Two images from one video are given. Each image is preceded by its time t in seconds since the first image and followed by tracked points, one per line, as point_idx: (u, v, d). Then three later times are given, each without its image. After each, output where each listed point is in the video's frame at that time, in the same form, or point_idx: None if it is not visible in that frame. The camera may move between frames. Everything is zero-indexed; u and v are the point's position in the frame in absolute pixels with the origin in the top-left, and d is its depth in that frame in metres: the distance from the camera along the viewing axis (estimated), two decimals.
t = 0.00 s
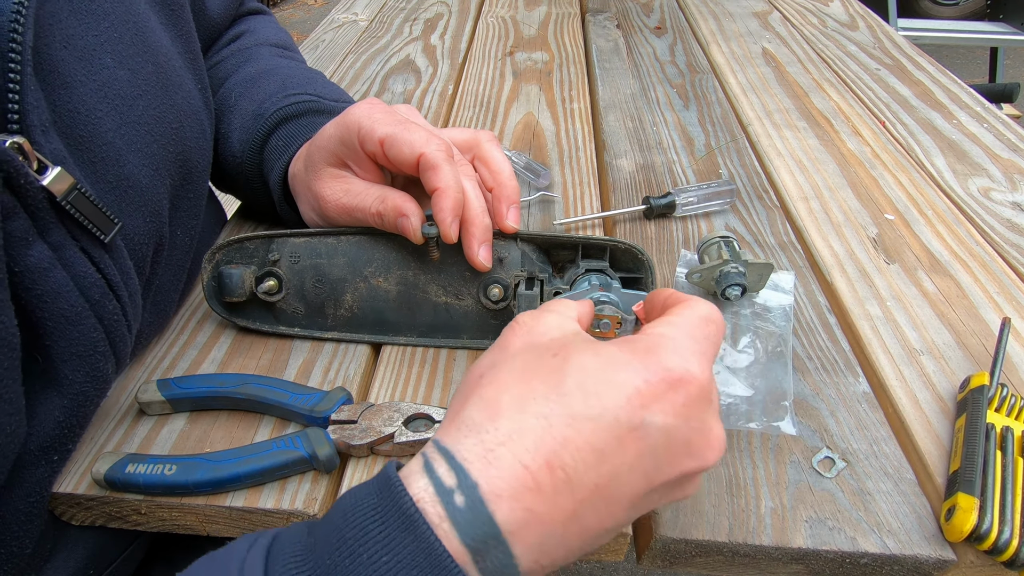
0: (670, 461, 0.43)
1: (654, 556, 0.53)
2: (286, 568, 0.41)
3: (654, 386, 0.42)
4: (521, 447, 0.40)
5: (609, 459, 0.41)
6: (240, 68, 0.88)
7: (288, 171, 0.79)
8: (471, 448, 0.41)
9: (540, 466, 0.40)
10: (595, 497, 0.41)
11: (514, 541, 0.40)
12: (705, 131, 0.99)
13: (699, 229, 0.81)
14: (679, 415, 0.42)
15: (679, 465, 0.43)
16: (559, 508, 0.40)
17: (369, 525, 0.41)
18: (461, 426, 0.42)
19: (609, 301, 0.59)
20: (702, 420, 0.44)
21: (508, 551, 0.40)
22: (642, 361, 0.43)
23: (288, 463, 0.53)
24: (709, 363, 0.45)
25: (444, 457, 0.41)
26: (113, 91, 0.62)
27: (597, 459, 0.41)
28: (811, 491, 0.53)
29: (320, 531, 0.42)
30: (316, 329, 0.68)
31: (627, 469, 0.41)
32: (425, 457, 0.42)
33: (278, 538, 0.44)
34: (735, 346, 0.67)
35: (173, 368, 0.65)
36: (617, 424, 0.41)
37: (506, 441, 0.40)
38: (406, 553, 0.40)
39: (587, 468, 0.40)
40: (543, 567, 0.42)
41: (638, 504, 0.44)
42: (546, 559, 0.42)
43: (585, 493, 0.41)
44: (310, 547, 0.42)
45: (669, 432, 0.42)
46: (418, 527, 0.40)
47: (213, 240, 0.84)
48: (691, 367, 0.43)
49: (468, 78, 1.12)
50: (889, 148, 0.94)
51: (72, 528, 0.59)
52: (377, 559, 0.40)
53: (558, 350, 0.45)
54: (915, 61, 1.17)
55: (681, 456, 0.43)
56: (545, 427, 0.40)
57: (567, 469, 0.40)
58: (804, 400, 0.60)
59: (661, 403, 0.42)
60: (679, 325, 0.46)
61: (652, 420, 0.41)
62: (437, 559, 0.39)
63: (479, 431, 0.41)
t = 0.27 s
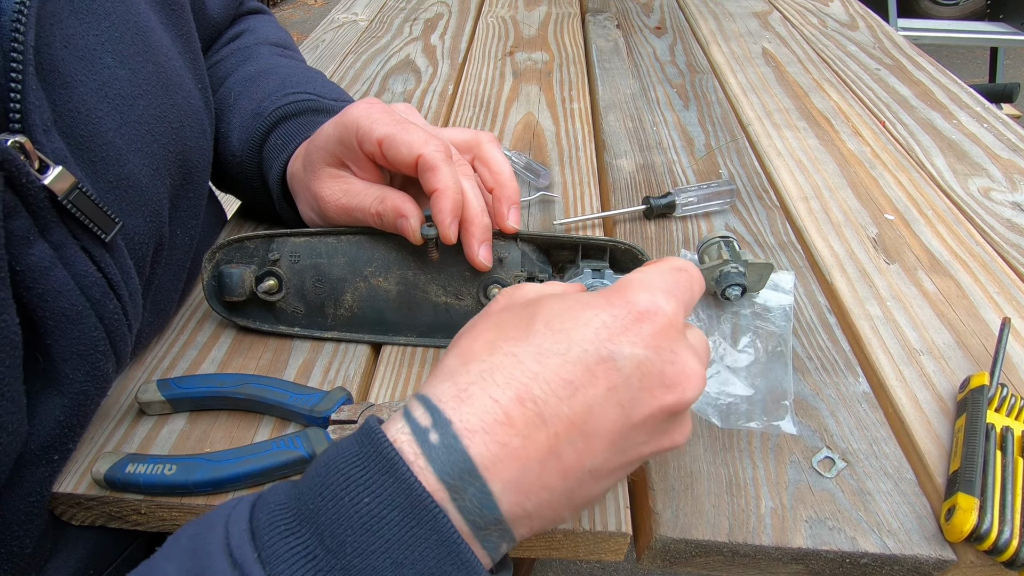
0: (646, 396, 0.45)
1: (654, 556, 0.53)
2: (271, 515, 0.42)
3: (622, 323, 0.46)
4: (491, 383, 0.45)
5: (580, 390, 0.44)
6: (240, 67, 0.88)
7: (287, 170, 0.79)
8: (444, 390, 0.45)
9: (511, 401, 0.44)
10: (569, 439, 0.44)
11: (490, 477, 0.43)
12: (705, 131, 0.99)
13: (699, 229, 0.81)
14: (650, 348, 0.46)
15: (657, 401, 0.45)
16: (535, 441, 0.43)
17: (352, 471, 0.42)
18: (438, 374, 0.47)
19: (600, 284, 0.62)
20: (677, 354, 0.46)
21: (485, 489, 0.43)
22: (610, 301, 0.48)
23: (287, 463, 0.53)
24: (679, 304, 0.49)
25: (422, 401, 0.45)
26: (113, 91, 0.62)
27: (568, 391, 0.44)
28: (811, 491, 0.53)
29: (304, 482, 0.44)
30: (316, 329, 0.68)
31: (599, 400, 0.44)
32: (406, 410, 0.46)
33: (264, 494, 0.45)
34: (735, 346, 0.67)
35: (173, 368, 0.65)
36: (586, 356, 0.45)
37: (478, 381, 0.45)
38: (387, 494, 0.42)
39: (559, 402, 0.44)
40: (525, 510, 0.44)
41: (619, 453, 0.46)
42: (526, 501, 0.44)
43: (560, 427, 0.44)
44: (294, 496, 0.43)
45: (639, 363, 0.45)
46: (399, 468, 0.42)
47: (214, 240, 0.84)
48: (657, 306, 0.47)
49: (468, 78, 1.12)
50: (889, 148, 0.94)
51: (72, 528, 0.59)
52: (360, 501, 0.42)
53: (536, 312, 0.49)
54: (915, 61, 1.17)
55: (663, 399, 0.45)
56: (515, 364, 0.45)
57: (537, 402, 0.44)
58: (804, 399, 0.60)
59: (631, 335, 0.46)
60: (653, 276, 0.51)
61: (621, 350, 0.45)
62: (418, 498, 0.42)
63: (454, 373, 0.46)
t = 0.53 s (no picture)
0: (646, 389, 0.45)
1: (654, 556, 0.53)
2: (286, 505, 0.42)
3: (624, 319, 0.47)
4: (497, 377, 0.45)
5: (583, 384, 0.44)
6: (239, 67, 0.88)
7: (286, 170, 0.79)
8: (451, 384, 0.45)
9: (516, 394, 0.44)
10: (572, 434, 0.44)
11: (497, 469, 0.43)
12: (705, 131, 0.99)
13: (699, 229, 0.81)
14: (651, 341, 0.46)
15: (657, 393, 0.45)
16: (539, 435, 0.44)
17: (365, 462, 0.42)
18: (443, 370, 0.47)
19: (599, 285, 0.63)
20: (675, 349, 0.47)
21: (492, 480, 0.43)
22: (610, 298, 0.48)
23: (288, 463, 0.53)
24: (677, 301, 0.50)
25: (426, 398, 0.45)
26: (114, 91, 0.62)
27: (571, 385, 0.44)
28: (811, 491, 0.53)
29: (317, 473, 0.44)
30: (315, 329, 0.68)
31: (601, 393, 0.45)
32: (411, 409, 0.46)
33: (277, 485, 0.45)
34: (735, 346, 0.67)
35: (173, 368, 0.65)
36: (587, 350, 0.45)
37: (484, 376, 0.45)
38: (399, 485, 0.42)
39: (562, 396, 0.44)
40: (529, 501, 0.44)
41: (621, 446, 0.46)
42: (531, 491, 0.44)
43: (563, 419, 0.44)
44: (308, 487, 0.43)
45: (640, 356, 0.45)
46: (410, 460, 0.42)
47: (213, 240, 0.84)
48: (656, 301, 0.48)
49: (468, 78, 1.12)
50: (889, 148, 0.94)
51: (72, 528, 0.59)
52: (373, 492, 0.42)
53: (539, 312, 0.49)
54: (915, 61, 1.17)
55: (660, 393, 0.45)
56: (519, 359, 0.45)
57: (541, 396, 0.44)
58: (804, 399, 0.60)
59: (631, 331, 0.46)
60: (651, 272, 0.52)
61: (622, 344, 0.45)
62: (429, 489, 0.42)
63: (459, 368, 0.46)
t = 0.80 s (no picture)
0: (634, 395, 0.45)
1: (653, 556, 0.53)
2: (281, 508, 0.42)
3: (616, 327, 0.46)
4: (487, 384, 0.45)
5: (571, 391, 0.44)
6: (239, 67, 0.88)
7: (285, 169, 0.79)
8: (442, 391, 0.45)
9: (505, 402, 0.44)
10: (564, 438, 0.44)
11: (486, 474, 0.43)
12: (705, 131, 0.99)
13: (699, 229, 0.81)
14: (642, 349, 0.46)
15: (644, 398, 0.45)
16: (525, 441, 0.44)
17: (359, 465, 0.43)
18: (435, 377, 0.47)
19: (598, 284, 0.63)
20: (662, 355, 0.47)
21: (483, 484, 0.43)
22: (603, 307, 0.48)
23: (288, 463, 0.53)
24: (667, 308, 0.49)
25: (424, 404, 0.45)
26: (111, 92, 0.62)
27: (558, 391, 0.44)
28: (810, 491, 0.53)
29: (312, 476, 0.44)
30: (316, 329, 0.68)
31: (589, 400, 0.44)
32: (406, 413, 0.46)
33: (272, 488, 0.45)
34: (735, 346, 0.67)
35: (173, 368, 0.65)
36: (576, 358, 0.45)
37: (475, 381, 0.45)
38: (393, 487, 0.42)
39: (550, 403, 0.44)
40: (519, 506, 0.44)
41: (608, 452, 0.46)
42: (520, 496, 0.44)
43: (551, 425, 0.44)
44: (303, 490, 0.43)
45: (627, 363, 0.45)
46: (403, 462, 0.42)
47: (213, 240, 0.84)
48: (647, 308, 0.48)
49: (468, 78, 1.12)
50: (889, 148, 0.94)
51: (72, 527, 0.59)
52: (366, 495, 0.42)
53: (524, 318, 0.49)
54: (915, 61, 1.17)
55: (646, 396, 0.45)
56: (507, 368, 0.45)
57: (529, 402, 0.44)
58: (804, 399, 0.60)
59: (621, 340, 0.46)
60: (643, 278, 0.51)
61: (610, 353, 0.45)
62: (422, 492, 0.42)
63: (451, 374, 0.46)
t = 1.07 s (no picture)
0: (591, 389, 0.44)
1: (654, 556, 0.53)
2: (225, 524, 0.44)
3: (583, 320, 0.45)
4: (433, 385, 0.45)
5: (520, 387, 0.43)
6: (229, 54, 0.87)
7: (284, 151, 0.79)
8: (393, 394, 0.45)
9: (452, 400, 0.44)
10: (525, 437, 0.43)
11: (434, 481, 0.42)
12: (705, 131, 0.99)
13: (699, 229, 0.81)
14: (601, 341, 0.44)
15: (603, 392, 0.44)
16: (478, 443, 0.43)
17: (302, 482, 0.44)
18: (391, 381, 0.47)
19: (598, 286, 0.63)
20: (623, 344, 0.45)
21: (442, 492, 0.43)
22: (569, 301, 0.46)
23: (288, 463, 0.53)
24: (632, 303, 0.47)
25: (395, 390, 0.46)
26: (92, 88, 0.62)
27: (506, 388, 0.43)
28: (810, 491, 0.53)
29: (261, 490, 0.45)
30: (316, 329, 0.68)
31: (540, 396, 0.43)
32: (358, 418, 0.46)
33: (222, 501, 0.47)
34: (735, 346, 0.67)
35: (173, 368, 0.65)
36: (527, 351, 0.44)
37: (422, 385, 0.45)
38: (335, 504, 0.43)
39: (498, 398, 0.43)
40: (518, 510, 0.44)
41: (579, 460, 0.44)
42: (473, 504, 0.43)
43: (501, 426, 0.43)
44: (248, 505, 0.45)
45: (582, 356, 0.44)
46: (349, 477, 0.43)
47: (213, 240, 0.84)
48: (610, 298, 0.46)
49: (468, 78, 1.12)
50: (889, 148, 0.94)
51: (72, 527, 0.59)
52: (309, 513, 0.43)
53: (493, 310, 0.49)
54: (915, 61, 1.17)
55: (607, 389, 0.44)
56: (453, 366, 0.45)
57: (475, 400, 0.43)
58: (804, 399, 0.60)
59: (577, 332, 0.45)
60: (624, 273, 0.48)
61: (565, 344, 0.44)
62: (366, 506, 0.43)
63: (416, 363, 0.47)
